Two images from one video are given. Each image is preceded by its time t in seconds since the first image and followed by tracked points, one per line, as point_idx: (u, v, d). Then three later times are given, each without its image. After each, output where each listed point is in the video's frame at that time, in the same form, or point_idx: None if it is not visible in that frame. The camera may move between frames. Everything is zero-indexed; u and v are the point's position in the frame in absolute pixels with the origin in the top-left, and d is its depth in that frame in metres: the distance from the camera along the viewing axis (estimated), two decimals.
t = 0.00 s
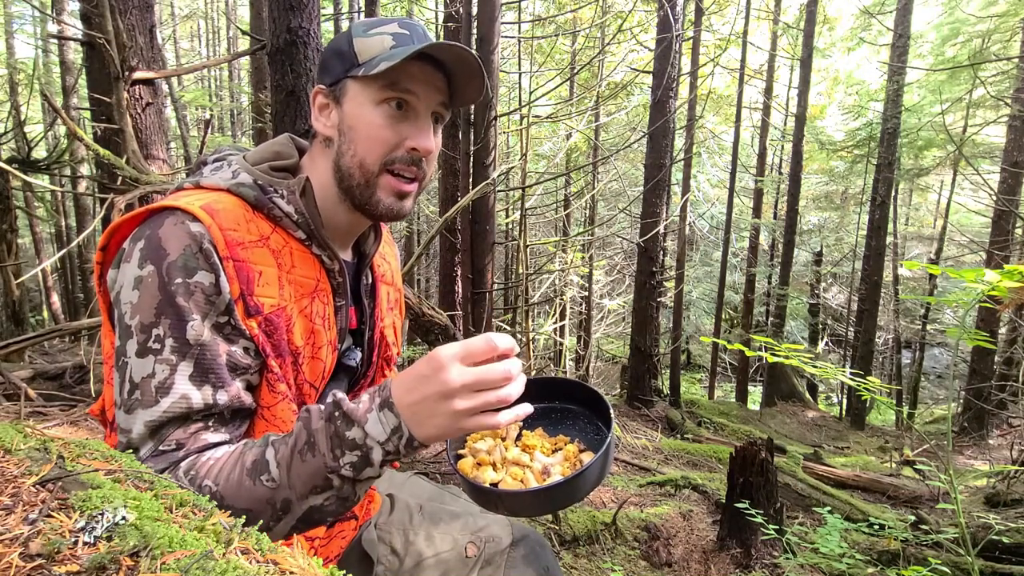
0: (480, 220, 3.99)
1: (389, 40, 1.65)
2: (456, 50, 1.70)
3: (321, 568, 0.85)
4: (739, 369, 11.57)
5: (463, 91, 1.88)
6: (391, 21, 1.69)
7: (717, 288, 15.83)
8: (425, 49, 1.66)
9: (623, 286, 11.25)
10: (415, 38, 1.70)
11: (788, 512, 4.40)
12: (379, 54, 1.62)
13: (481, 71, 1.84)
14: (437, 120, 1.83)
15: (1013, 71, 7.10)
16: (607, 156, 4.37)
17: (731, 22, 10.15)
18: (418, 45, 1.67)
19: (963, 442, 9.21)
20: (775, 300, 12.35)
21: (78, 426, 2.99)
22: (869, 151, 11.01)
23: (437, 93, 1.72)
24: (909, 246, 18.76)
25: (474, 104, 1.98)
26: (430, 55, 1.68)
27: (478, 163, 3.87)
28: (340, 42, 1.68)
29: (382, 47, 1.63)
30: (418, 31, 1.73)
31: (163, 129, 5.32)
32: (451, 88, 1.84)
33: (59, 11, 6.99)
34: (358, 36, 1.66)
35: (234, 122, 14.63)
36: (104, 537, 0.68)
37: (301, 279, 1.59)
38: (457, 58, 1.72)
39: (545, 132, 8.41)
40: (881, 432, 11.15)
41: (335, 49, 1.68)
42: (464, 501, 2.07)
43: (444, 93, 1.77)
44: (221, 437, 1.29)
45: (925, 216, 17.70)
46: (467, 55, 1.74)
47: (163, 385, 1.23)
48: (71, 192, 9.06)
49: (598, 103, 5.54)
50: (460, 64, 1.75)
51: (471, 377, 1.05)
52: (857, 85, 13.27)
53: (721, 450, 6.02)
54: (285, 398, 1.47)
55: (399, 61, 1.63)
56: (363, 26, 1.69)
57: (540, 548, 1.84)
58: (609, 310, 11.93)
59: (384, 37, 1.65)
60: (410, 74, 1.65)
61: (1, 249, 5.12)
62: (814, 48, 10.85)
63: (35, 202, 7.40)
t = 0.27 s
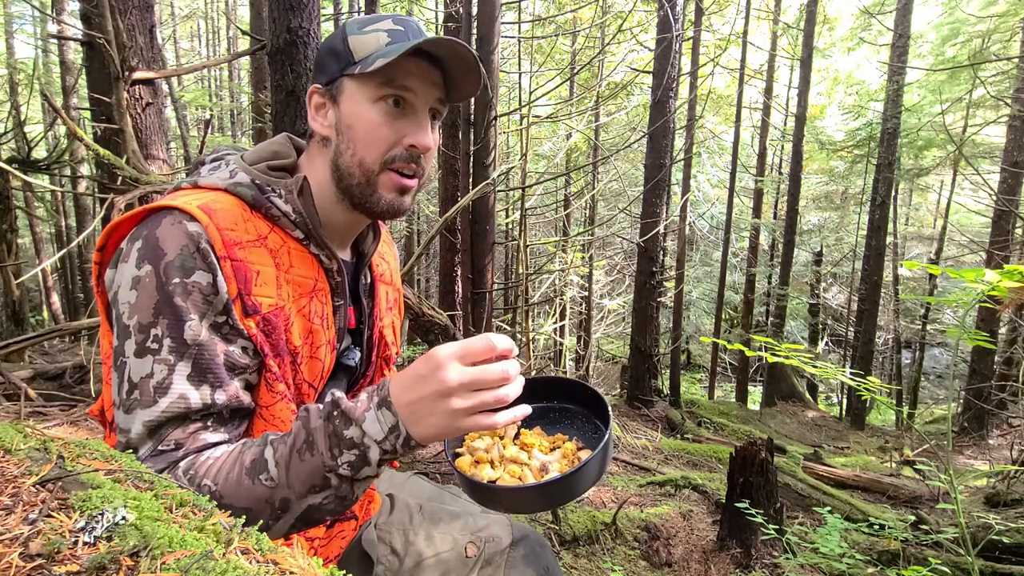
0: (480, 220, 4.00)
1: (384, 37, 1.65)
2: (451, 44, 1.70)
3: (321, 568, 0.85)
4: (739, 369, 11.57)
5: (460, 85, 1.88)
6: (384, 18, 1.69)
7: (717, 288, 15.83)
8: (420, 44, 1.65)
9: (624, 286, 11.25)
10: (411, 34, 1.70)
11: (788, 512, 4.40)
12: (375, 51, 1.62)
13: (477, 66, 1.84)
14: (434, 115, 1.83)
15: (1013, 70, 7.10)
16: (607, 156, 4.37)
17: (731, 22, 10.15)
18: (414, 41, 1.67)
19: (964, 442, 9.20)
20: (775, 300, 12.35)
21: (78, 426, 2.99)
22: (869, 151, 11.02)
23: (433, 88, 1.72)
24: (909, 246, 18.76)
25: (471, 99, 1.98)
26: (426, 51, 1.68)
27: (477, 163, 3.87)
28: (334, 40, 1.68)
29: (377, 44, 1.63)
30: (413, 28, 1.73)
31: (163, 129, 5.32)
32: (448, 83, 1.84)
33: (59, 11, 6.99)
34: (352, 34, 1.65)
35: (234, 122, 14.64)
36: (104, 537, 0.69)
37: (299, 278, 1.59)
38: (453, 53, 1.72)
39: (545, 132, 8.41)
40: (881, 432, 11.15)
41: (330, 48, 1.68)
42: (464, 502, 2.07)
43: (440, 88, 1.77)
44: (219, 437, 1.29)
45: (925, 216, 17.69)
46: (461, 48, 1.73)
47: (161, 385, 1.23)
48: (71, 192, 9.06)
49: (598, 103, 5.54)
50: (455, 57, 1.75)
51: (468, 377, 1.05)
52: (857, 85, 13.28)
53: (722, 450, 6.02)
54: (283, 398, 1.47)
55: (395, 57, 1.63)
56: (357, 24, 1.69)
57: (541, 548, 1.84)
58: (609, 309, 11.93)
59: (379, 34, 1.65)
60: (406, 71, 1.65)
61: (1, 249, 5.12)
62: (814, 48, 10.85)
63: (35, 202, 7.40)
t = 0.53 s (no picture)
0: (480, 219, 4.00)
1: (385, 39, 1.65)
2: (452, 46, 1.70)
3: (321, 568, 0.85)
4: (739, 369, 11.58)
5: (461, 86, 1.87)
6: (386, 19, 1.69)
7: (717, 288, 15.83)
8: (421, 46, 1.65)
9: (624, 286, 11.26)
10: (412, 35, 1.70)
11: (788, 512, 4.40)
12: (376, 53, 1.62)
13: (479, 66, 1.83)
14: (435, 117, 1.83)
15: (1012, 71, 7.11)
16: (607, 156, 4.37)
17: (731, 22, 10.14)
18: (415, 43, 1.67)
19: (963, 442, 9.20)
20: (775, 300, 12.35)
21: (78, 426, 2.99)
22: (869, 151, 11.03)
23: (434, 90, 1.72)
24: (909, 246, 18.76)
25: (472, 99, 1.98)
26: (428, 53, 1.68)
27: (477, 163, 3.87)
28: (336, 41, 1.68)
29: (378, 45, 1.63)
30: (415, 29, 1.73)
31: (164, 129, 5.32)
32: (448, 84, 1.83)
33: (59, 12, 6.98)
34: (354, 35, 1.66)
35: (234, 122, 14.63)
36: (104, 538, 0.69)
37: (299, 279, 1.59)
38: (454, 54, 1.72)
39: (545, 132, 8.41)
40: (881, 431, 11.15)
41: (331, 48, 1.68)
42: (463, 501, 2.08)
43: (441, 89, 1.77)
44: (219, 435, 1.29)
45: (925, 216, 17.69)
46: (463, 50, 1.73)
47: (162, 387, 1.23)
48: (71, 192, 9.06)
49: (598, 103, 5.54)
50: (456, 59, 1.75)
51: (439, 311, 1.06)
52: (857, 85, 13.28)
53: (722, 449, 6.02)
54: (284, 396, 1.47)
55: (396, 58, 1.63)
56: (359, 25, 1.69)
57: (540, 548, 1.85)
58: (609, 309, 11.93)
59: (380, 35, 1.65)
60: (407, 72, 1.65)
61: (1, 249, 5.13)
62: (814, 48, 10.85)
63: (35, 202, 7.39)
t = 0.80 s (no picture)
0: (480, 219, 4.00)
1: (384, 38, 1.64)
2: (451, 45, 1.69)
3: (321, 568, 0.85)
4: (739, 369, 11.58)
5: (460, 85, 1.87)
6: (385, 18, 1.69)
7: (717, 288, 15.83)
8: (420, 45, 1.65)
9: (624, 286, 11.26)
10: (411, 35, 1.70)
11: (788, 512, 4.40)
12: (375, 52, 1.61)
13: (478, 65, 1.83)
14: (434, 116, 1.83)
15: (1013, 71, 7.11)
16: (607, 156, 4.37)
17: (731, 22, 10.14)
18: (414, 42, 1.67)
19: (964, 442, 9.20)
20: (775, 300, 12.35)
21: (78, 426, 2.99)
22: (869, 151, 11.03)
23: (433, 89, 1.72)
24: (909, 246, 18.76)
25: (471, 99, 1.98)
26: (427, 52, 1.68)
27: (477, 162, 3.87)
28: (334, 40, 1.68)
29: (377, 44, 1.63)
30: (414, 28, 1.73)
31: (163, 129, 5.32)
32: (447, 83, 1.83)
33: (59, 12, 6.98)
34: (353, 34, 1.65)
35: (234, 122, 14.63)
36: (104, 538, 0.68)
37: (298, 279, 1.59)
38: (453, 54, 1.72)
39: (545, 132, 8.42)
40: (881, 431, 11.15)
41: (330, 47, 1.68)
42: (463, 501, 2.08)
43: (440, 88, 1.76)
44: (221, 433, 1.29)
45: (925, 215, 17.69)
46: (462, 49, 1.73)
47: (164, 386, 1.23)
48: (71, 192, 9.05)
49: (598, 103, 5.54)
50: (455, 57, 1.75)
51: (434, 289, 1.08)
52: (857, 85, 13.28)
53: (722, 450, 6.02)
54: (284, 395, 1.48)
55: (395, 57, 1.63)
56: (357, 24, 1.69)
57: (540, 548, 1.85)
58: (609, 309, 11.93)
59: (379, 34, 1.65)
60: (406, 71, 1.65)
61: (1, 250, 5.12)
62: (814, 48, 10.85)
63: (34, 202, 7.39)
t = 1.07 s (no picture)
0: (480, 220, 4.00)
1: (385, 39, 1.64)
2: (453, 49, 1.69)
3: (321, 568, 0.85)
4: (739, 369, 11.58)
5: (461, 89, 1.87)
6: (388, 20, 1.69)
7: (717, 288, 15.83)
8: (421, 48, 1.65)
9: (624, 286, 11.26)
10: (412, 37, 1.70)
11: (788, 512, 4.40)
12: (375, 52, 1.61)
13: (479, 70, 1.83)
14: (433, 118, 1.83)
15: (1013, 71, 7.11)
16: (607, 156, 4.37)
17: (731, 22, 10.14)
18: (414, 44, 1.67)
19: (964, 442, 9.20)
20: (775, 300, 12.35)
21: (78, 427, 2.99)
22: (869, 151, 11.04)
23: (432, 92, 1.72)
24: (909, 246, 18.76)
25: (470, 103, 1.98)
26: (427, 54, 1.68)
27: (478, 163, 3.87)
28: (336, 40, 1.68)
29: (377, 45, 1.63)
30: (416, 30, 1.73)
31: (163, 129, 5.32)
32: (448, 86, 1.83)
33: (59, 12, 6.98)
34: (354, 34, 1.66)
35: (234, 122, 14.63)
36: (104, 537, 0.69)
37: (298, 280, 1.59)
38: (454, 58, 1.71)
39: (545, 132, 8.42)
40: (881, 431, 11.14)
41: (331, 47, 1.68)
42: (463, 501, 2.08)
43: (440, 91, 1.76)
44: (223, 437, 1.29)
45: (925, 215, 17.68)
46: (463, 54, 1.73)
47: (164, 387, 1.23)
48: (71, 192, 9.06)
49: (598, 103, 5.54)
50: (456, 62, 1.74)
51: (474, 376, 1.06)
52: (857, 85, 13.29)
53: (722, 449, 6.02)
54: (284, 398, 1.47)
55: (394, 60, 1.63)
56: (359, 25, 1.69)
57: (540, 548, 1.84)
58: (609, 310, 11.93)
59: (380, 35, 1.65)
60: (405, 73, 1.64)
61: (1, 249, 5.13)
62: (814, 48, 10.86)
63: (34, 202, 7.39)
